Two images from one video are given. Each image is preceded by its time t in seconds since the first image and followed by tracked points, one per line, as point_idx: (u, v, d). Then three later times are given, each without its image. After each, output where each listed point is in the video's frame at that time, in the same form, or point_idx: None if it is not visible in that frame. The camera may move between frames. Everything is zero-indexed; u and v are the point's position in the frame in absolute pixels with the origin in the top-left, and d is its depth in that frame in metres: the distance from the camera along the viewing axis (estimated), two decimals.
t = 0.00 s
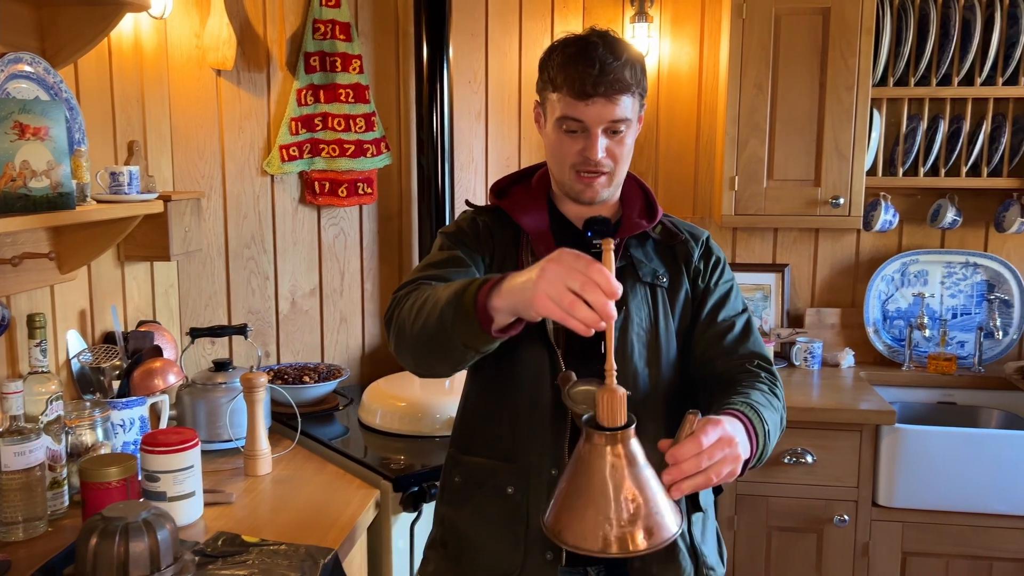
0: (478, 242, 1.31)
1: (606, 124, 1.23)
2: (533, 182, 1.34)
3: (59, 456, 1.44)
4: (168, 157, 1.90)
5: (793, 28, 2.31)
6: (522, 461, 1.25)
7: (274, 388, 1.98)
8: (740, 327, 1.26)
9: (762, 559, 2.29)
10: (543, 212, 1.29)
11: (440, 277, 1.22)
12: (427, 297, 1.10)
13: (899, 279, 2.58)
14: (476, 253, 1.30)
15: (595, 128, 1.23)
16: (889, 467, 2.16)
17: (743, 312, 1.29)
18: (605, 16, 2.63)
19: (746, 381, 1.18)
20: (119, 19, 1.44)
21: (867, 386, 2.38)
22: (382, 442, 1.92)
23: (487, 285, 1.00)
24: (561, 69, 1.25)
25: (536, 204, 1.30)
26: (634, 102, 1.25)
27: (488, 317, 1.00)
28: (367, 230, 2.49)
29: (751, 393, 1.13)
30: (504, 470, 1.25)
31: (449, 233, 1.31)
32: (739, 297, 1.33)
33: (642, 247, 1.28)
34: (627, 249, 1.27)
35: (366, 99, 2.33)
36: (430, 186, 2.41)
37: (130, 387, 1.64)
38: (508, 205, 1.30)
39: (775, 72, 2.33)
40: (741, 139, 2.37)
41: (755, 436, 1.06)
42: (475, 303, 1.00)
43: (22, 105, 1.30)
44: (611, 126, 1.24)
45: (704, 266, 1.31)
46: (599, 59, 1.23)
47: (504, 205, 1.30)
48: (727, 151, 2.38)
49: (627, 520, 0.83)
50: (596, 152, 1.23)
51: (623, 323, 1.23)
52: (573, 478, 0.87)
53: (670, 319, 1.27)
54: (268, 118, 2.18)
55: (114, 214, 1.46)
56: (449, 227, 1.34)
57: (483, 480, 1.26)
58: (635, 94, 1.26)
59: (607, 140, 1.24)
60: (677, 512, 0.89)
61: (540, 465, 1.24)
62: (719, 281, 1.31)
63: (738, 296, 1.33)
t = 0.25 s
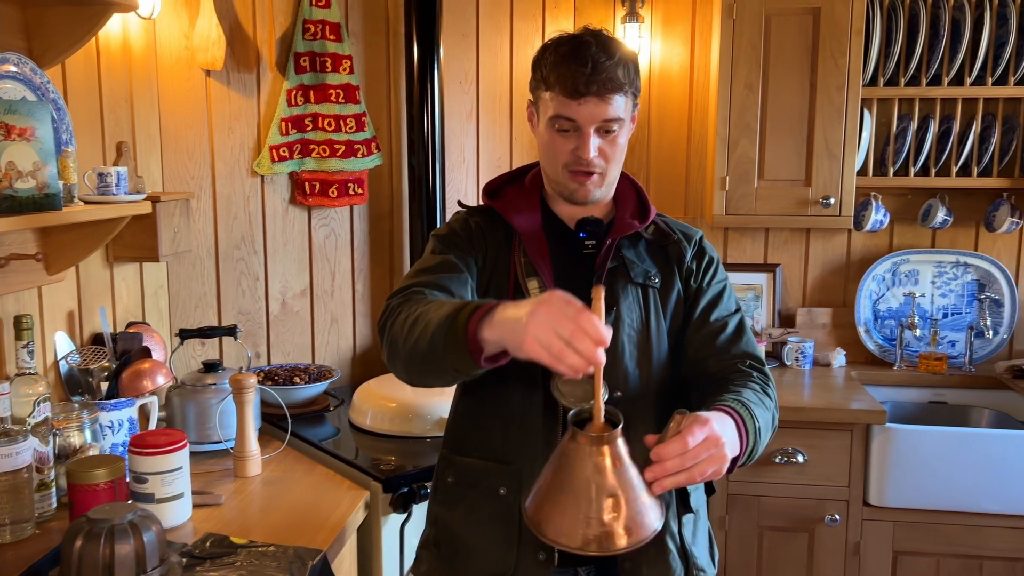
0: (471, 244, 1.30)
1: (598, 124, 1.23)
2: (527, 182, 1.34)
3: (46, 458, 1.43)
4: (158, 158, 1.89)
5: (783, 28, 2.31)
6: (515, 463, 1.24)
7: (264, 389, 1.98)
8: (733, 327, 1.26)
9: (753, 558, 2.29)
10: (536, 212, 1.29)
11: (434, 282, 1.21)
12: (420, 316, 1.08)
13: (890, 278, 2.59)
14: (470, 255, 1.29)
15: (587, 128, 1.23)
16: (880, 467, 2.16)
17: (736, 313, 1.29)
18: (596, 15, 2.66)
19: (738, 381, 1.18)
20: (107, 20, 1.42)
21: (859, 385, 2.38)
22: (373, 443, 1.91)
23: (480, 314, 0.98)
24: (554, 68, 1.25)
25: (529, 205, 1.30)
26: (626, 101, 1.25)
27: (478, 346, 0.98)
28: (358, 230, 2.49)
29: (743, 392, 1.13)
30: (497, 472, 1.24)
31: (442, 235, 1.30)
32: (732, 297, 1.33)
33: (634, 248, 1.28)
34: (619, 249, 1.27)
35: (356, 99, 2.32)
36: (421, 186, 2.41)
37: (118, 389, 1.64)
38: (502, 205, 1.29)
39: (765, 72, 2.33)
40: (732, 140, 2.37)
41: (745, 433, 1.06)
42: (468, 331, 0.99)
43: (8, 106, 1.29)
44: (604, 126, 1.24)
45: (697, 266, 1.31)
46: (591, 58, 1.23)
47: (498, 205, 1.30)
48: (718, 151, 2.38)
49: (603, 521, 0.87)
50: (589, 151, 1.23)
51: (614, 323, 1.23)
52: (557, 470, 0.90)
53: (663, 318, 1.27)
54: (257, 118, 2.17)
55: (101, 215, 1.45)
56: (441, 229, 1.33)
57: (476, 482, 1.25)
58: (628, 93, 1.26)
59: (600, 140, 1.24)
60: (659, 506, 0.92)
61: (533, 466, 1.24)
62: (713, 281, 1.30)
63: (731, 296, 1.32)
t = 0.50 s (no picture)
0: (461, 245, 1.29)
1: (586, 122, 1.23)
2: (518, 182, 1.33)
3: (34, 460, 1.42)
4: (147, 157, 1.88)
5: (775, 27, 2.31)
6: (504, 464, 1.24)
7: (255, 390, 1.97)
8: (724, 328, 1.25)
9: (745, 558, 2.29)
10: (527, 212, 1.29)
11: (422, 288, 1.21)
12: (406, 337, 1.09)
13: (882, 277, 2.59)
14: (459, 255, 1.28)
15: (576, 127, 1.23)
16: (872, 466, 2.16)
17: (727, 314, 1.28)
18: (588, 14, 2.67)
19: (727, 382, 1.17)
20: (95, 19, 1.41)
21: (851, 384, 2.38)
22: (364, 444, 1.91)
23: (462, 349, 1.00)
24: (541, 67, 1.24)
25: (520, 205, 1.29)
26: (614, 99, 1.25)
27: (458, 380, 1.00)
28: (349, 230, 2.48)
29: (731, 394, 1.13)
30: (486, 472, 1.24)
31: (432, 237, 1.30)
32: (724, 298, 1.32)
33: (625, 248, 1.27)
34: (609, 250, 1.27)
35: (347, 99, 2.33)
36: (413, 186, 2.40)
37: (107, 390, 1.62)
38: (491, 205, 1.29)
39: (757, 71, 2.34)
40: (724, 139, 2.37)
41: (731, 436, 1.06)
42: (449, 364, 1.00)
43: None
44: (592, 125, 1.23)
45: (688, 267, 1.30)
46: (578, 56, 1.22)
47: (488, 205, 1.29)
48: (710, 150, 2.38)
49: (575, 528, 0.92)
50: (577, 150, 1.23)
51: (602, 323, 1.22)
52: (530, 479, 0.96)
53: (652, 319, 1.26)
54: (248, 118, 2.16)
55: (89, 215, 1.44)
56: (432, 230, 1.32)
57: (465, 482, 1.25)
58: (616, 91, 1.25)
59: (588, 138, 1.24)
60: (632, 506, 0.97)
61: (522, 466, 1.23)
62: (704, 282, 1.29)
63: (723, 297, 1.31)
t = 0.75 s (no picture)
0: (451, 244, 1.29)
1: (578, 120, 1.23)
2: (509, 181, 1.33)
3: (23, 462, 1.40)
4: (137, 157, 1.88)
5: (767, 26, 2.31)
6: (495, 463, 1.24)
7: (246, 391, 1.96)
8: (714, 328, 1.25)
9: (739, 557, 2.29)
10: (518, 212, 1.28)
11: (412, 288, 1.21)
12: (393, 337, 1.09)
13: (874, 276, 2.59)
14: (449, 254, 1.28)
15: (567, 125, 1.22)
16: (865, 465, 2.16)
17: (718, 314, 1.28)
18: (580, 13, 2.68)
19: (717, 382, 1.17)
20: (83, 18, 1.40)
21: (843, 383, 2.38)
22: (356, 445, 1.90)
23: (447, 350, 1.00)
24: (533, 65, 1.24)
25: (511, 204, 1.29)
26: (606, 97, 1.24)
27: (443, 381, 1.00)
28: (341, 230, 2.47)
29: (721, 394, 1.13)
30: (476, 472, 1.23)
31: (423, 236, 1.29)
32: (716, 298, 1.31)
33: (616, 247, 1.27)
34: (600, 250, 1.26)
35: (339, 99, 2.32)
36: (405, 186, 2.39)
37: (97, 391, 1.60)
38: (482, 204, 1.28)
39: (749, 70, 2.34)
40: (716, 138, 2.37)
41: (720, 436, 1.05)
42: (435, 363, 1.00)
43: None
44: (584, 122, 1.23)
45: (679, 266, 1.29)
46: (570, 54, 1.22)
47: (478, 204, 1.29)
48: (702, 149, 2.38)
49: (560, 523, 0.92)
50: (570, 147, 1.22)
51: (592, 323, 1.22)
52: (516, 475, 0.95)
53: (642, 319, 1.26)
54: (239, 118, 2.16)
55: (77, 215, 1.43)
56: (423, 229, 1.32)
57: (455, 482, 1.25)
58: (607, 90, 1.25)
59: (580, 136, 1.23)
60: (619, 504, 0.97)
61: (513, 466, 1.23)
62: (696, 281, 1.29)
63: (714, 296, 1.31)
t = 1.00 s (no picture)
0: (444, 243, 1.29)
1: (570, 119, 1.23)
2: (502, 181, 1.33)
3: (14, 463, 1.40)
4: (129, 158, 1.87)
5: (759, 25, 2.31)
6: (488, 461, 1.24)
7: (239, 391, 1.96)
8: (706, 327, 1.25)
9: (732, 555, 2.29)
10: (510, 211, 1.28)
11: (404, 288, 1.21)
12: (384, 337, 1.09)
13: (867, 275, 2.59)
14: (441, 254, 1.27)
15: (559, 123, 1.22)
16: (858, 463, 2.16)
17: (710, 313, 1.28)
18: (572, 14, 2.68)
19: (708, 382, 1.17)
20: (73, 18, 1.40)
21: (836, 381, 2.39)
22: (349, 444, 1.90)
23: (437, 350, 1.00)
24: (525, 63, 1.24)
25: (504, 204, 1.29)
26: (598, 96, 1.24)
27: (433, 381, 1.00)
28: (334, 230, 2.47)
29: (712, 394, 1.13)
30: (469, 470, 1.24)
31: (416, 236, 1.29)
32: (709, 297, 1.31)
33: (608, 247, 1.27)
34: (592, 249, 1.26)
35: (332, 98, 2.32)
36: (398, 185, 2.39)
37: (89, 391, 1.61)
38: (474, 203, 1.28)
39: (741, 69, 2.34)
40: (709, 137, 2.37)
41: (711, 434, 1.06)
42: (425, 364, 1.00)
43: None
44: (576, 121, 1.23)
45: (671, 265, 1.29)
46: (562, 53, 1.22)
47: (471, 204, 1.29)
48: (695, 149, 2.38)
49: (552, 519, 0.92)
50: (562, 146, 1.23)
51: (585, 322, 1.22)
52: (509, 471, 0.95)
53: (634, 318, 1.26)
54: (231, 118, 2.15)
55: (68, 216, 1.43)
56: (416, 229, 1.32)
57: (448, 480, 1.25)
58: (599, 88, 1.25)
59: (572, 135, 1.23)
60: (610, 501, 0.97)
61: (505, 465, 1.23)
62: (688, 280, 1.29)
63: (707, 295, 1.30)
